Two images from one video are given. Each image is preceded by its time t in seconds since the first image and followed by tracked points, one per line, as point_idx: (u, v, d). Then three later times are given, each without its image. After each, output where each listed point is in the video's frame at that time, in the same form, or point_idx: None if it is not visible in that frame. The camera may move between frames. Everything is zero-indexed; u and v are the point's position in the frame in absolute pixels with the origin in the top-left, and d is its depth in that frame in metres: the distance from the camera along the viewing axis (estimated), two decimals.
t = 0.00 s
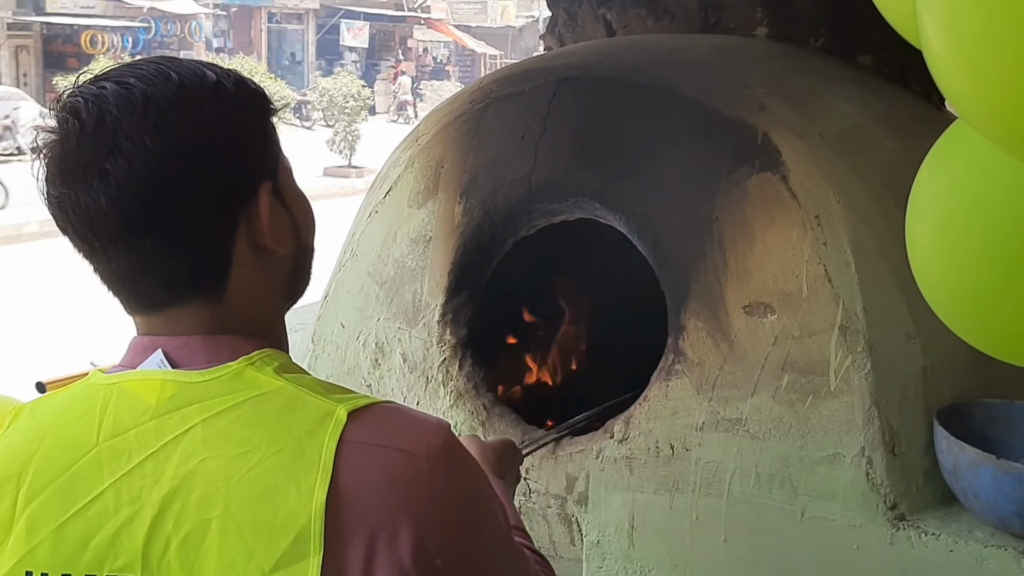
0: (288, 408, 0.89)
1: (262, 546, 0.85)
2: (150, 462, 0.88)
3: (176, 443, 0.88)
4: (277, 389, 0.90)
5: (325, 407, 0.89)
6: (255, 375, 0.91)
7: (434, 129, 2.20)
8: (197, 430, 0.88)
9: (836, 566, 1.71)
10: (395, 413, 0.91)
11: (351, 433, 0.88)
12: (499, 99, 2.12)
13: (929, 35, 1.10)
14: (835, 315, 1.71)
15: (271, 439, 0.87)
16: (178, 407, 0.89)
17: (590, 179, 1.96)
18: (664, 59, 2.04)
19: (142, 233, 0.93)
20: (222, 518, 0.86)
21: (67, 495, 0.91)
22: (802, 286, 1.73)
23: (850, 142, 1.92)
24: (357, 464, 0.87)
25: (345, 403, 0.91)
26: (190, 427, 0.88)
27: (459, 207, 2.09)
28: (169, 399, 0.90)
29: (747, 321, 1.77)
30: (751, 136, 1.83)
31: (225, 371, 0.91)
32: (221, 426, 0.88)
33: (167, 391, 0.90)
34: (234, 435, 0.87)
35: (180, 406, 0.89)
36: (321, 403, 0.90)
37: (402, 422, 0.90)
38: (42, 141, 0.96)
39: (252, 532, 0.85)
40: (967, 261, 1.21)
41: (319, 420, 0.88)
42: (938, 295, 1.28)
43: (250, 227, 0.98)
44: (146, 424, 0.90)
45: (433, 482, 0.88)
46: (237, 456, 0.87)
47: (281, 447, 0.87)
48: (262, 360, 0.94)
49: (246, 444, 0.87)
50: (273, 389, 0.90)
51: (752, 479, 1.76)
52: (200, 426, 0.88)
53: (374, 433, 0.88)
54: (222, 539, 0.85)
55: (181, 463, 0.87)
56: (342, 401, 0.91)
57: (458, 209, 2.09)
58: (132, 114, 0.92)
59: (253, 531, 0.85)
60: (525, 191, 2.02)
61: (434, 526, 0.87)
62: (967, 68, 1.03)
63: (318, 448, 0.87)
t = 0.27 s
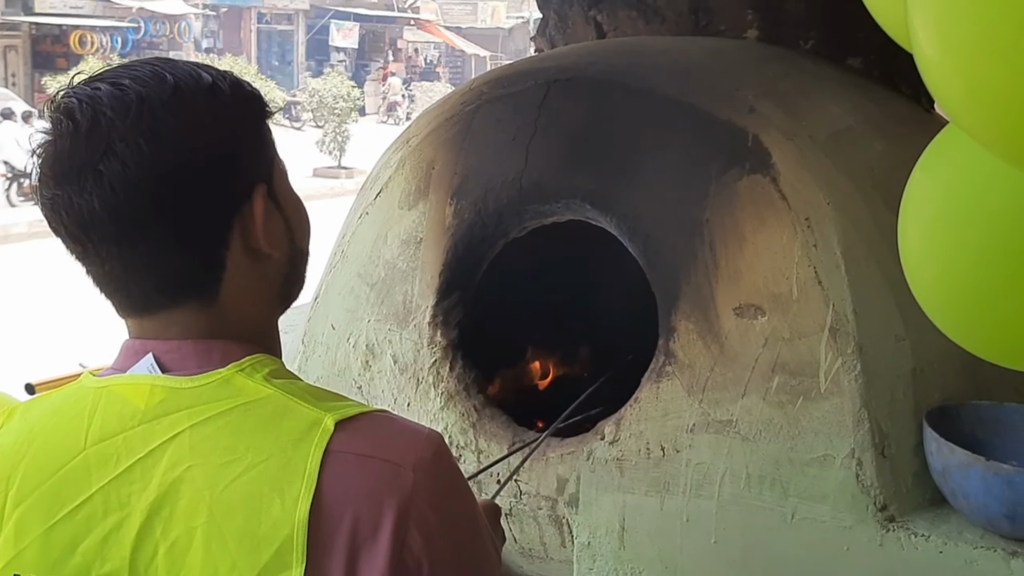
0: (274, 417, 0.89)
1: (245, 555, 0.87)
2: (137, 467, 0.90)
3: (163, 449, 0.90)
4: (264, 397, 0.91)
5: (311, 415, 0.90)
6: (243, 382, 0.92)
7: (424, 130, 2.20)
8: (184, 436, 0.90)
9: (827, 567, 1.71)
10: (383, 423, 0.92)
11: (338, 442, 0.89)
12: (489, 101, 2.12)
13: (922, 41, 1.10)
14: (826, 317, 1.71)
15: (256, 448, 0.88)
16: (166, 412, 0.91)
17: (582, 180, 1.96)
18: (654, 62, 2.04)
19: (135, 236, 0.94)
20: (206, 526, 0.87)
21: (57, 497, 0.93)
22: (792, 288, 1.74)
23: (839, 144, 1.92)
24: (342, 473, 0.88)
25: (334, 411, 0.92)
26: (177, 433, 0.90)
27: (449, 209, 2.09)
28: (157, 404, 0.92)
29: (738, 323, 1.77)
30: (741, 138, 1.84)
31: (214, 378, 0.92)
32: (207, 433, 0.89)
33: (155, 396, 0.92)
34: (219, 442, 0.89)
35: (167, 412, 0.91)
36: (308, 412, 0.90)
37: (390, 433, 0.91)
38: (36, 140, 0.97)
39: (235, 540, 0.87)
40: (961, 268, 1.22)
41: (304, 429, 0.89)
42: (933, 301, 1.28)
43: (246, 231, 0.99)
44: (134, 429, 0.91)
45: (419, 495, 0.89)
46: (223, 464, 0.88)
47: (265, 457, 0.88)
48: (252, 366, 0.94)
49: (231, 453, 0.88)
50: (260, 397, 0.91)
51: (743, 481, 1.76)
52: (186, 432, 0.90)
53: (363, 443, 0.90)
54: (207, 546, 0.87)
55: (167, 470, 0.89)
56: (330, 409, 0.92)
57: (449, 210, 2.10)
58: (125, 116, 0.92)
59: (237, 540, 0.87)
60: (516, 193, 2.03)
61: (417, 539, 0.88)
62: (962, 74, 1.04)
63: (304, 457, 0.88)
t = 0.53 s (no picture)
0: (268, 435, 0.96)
1: (237, 567, 0.93)
2: (139, 478, 0.97)
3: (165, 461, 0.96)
4: (259, 415, 0.97)
5: (303, 434, 0.96)
6: (242, 402, 0.98)
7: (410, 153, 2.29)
8: (183, 447, 0.96)
9: (787, 567, 1.75)
10: (373, 443, 0.97)
11: (332, 464, 0.94)
12: (473, 124, 2.22)
13: (892, 89, 1.29)
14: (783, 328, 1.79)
15: (251, 465, 0.94)
16: (167, 426, 0.97)
17: (562, 204, 2.09)
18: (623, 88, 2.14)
19: (138, 253, 1.03)
20: (202, 537, 0.94)
21: (56, 498, 1.00)
22: (752, 300, 1.82)
23: (800, 164, 2.02)
24: (332, 494, 0.93)
25: (325, 426, 0.98)
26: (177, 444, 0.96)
27: (436, 228, 2.21)
28: (160, 419, 0.98)
29: (702, 336, 1.86)
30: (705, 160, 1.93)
31: (215, 396, 0.98)
32: (207, 450, 0.95)
33: (160, 411, 0.98)
34: (216, 457, 0.95)
35: (169, 426, 0.97)
36: (300, 431, 0.96)
37: (379, 452, 0.96)
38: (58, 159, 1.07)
39: (231, 553, 0.93)
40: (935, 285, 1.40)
41: (296, 448, 0.95)
42: (898, 313, 1.47)
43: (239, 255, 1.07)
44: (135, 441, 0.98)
45: (404, 517, 0.94)
46: (220, 478, 0.94)
47: (261, 473, 0.94)
48: (254, 386, 1.00)
49: (228, 468, 0.94)
50: (257, 415, 0.97)
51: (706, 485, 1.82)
52: (185, 447, 0.96)
53: (355, 465, 0.94)
54: (198, 551, 0.94)
55: (165, 481, 0.96)
56: (324, 427, 0.98)
57: (436, 228, 2.21)
58: (136, 142, 1.01)
59: (232, 553, 0.93)
60: (501, 209, 2.15)
61: (402, 550, 0.93)
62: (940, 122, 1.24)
63: (292, 471, 0.94)
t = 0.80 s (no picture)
0: (265, 433, 0.96)
1: (235, 565, 0.93)
2: (137, 473, 0.97)
3: (162, 457, 0.96)
4: (256, 412, 0.97)
5: (300, 432, 0.96)
6: (240, 397, 0.98)
7: (401, 147, 2.28)
8: (179, 447, 0.96)
9: (789, 565, 1.76)
10: (370, 447, 0.97)
11: (326, 462, 0.95)
12: (467, 116, 2.19)
13: (886, 68, 1.22)
14: (788, 323, 1.78)
15: (248, 462, 0.94)
16: (164, 422, 0.98)
17: (556, 191, 2.07)
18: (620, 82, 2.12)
19: (146, 241, 1.02)
20: (200, 534, 0.94)
21: (50, 497, 0.99)
22: (755, 296, 1.81)
23: (800, 159, 2.01)
24: (327, 490, 0.94)
25: (324, 426, 0.98)
26: (173, 444, 0.96)
27: (427, 220, 2.17)
28: (157, 414, 0.98)
29: (704, 331, 1.85)
30: (709, 156, 1.93)
31: (212, 392, 0.98)
32: (204, 445, 0.95)
33: (156, 406, 0.99)
34: (214, 453, 0.95)
35: (166, 422, 0.98)
36: (299, 429, 0.96)
37: (374, 457, 0.96)
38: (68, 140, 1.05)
39: (229, 551, 0.93)
40: (937, 276, 1.35)
41: (294, 446, 0.95)
42: (907, 304, 1.42)
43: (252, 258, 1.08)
44: (133, 436, 0.98)
45: (400, 512, 0.95)
46: (218, 475, 0.94)
47: (258, 471, 0.94)
48: (251, 382, 1.01)
49: (226, 465, 0.94)
50: (255, 412, 0.97)
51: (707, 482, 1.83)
52: (182, 443, 0.96)
53: (348, 462, 0.95)
54: (196, 551, 0.94)
55: (164, 478, 0.96)
56: (320, 425, 0.98)
57: (426, 222, 2.17)
58: (153, 132, 1.00)
59: (230, 551, 0.93)
60: (493, 206, 2.14)
61: (394, 547, 0.94)
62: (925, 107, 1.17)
63: (292, 472, 0.94)
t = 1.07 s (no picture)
0: (272, 435, 0.91)
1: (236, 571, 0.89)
2: (138, 473, 0.94)
3: (164, 456, 0.93)
4: (263, 413, 0.93)
5: (307, 435, 0.92)
6: (247, 397, 0.94)
7: (400, 139, 2.22)
8: (183, 447, 0.92)
9: (798, 566, 1.75)
10: (378, 450, 0.93)
11: (334, 465, 0.90)
12: (464, 110, 2.14)
13: (894, 59, 1.16)
14: (795, 322, 1.73)
15: (253, 465, 0.90)
16: (168, 421, 0.94)
17: (554, 191, 2.02)
18: (625, 75, 2.07)
19: (160, 232, 0.97)
20: (200, 538, 0.90)
21: (56, 496, 0.97)
22: (762, 294, 1.76)
23: (808, 154, 1.97)
24: (335, 499, 0.89)
25: (332, 432, 0.93)
26: (177, 443, 0.93)
27: (427, 217, 2.14)
28: (161, 412, 0.94)
29: (709, 329, 1.81)
30: (715, 150, 1.85)
31: (218, 391, 0.94)
32: (208, 446, 0.92)
33: (159, 403, 0.95)
34: (219, 455, 0.91)
35: (169, 420, 0.94)
36: (307, 431, 0.92)
37: (383, 460, 0.92)
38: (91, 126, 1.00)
39: (228, 557, 0.89)
40: (952, 272, 1.27)
41: (300, 450, 0.91)
42: (923, 303, 1.35)
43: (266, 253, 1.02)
44: (135, 434, 0.94)
45: (409, 522, 0.91)
46: (222, 478, 0.90)
47: (263, 474, 0.90)
48: (257, 381, 0.96)
49: (230, 467, 0.91)
50: (261, 412, 0.93)
51: (715, 483, 1.81)
52: (186, 443, 0.92)
53: (358, 467, 0.91)
54: (197, 557, 0.90)
55: (166, 478, 0.92)
56: (328, 430, 0.93)
57: (427, 218, 2.14)
58: (179, 116, 0.96)
59: (229, 557, 0.89)
60: (492, 201, 2.09)
61: (400, 559, 0.90)
62: (930, 91, 1.10)
63: (298, 477, 0.90)
